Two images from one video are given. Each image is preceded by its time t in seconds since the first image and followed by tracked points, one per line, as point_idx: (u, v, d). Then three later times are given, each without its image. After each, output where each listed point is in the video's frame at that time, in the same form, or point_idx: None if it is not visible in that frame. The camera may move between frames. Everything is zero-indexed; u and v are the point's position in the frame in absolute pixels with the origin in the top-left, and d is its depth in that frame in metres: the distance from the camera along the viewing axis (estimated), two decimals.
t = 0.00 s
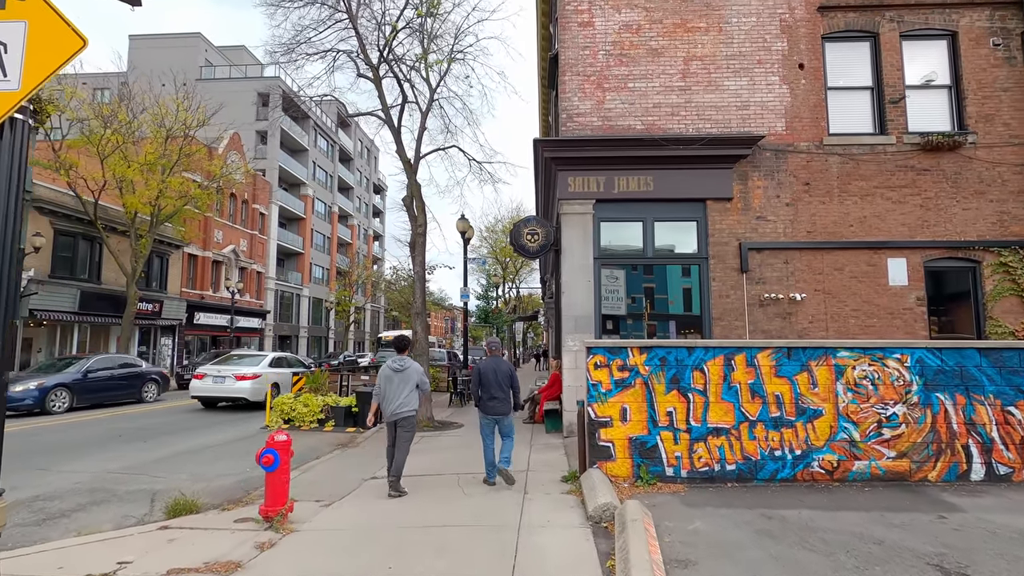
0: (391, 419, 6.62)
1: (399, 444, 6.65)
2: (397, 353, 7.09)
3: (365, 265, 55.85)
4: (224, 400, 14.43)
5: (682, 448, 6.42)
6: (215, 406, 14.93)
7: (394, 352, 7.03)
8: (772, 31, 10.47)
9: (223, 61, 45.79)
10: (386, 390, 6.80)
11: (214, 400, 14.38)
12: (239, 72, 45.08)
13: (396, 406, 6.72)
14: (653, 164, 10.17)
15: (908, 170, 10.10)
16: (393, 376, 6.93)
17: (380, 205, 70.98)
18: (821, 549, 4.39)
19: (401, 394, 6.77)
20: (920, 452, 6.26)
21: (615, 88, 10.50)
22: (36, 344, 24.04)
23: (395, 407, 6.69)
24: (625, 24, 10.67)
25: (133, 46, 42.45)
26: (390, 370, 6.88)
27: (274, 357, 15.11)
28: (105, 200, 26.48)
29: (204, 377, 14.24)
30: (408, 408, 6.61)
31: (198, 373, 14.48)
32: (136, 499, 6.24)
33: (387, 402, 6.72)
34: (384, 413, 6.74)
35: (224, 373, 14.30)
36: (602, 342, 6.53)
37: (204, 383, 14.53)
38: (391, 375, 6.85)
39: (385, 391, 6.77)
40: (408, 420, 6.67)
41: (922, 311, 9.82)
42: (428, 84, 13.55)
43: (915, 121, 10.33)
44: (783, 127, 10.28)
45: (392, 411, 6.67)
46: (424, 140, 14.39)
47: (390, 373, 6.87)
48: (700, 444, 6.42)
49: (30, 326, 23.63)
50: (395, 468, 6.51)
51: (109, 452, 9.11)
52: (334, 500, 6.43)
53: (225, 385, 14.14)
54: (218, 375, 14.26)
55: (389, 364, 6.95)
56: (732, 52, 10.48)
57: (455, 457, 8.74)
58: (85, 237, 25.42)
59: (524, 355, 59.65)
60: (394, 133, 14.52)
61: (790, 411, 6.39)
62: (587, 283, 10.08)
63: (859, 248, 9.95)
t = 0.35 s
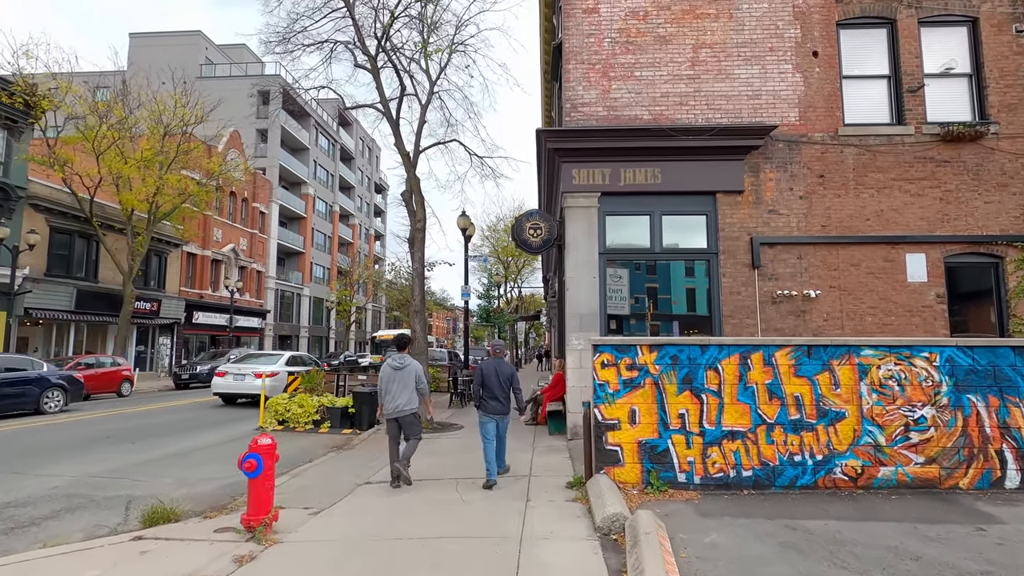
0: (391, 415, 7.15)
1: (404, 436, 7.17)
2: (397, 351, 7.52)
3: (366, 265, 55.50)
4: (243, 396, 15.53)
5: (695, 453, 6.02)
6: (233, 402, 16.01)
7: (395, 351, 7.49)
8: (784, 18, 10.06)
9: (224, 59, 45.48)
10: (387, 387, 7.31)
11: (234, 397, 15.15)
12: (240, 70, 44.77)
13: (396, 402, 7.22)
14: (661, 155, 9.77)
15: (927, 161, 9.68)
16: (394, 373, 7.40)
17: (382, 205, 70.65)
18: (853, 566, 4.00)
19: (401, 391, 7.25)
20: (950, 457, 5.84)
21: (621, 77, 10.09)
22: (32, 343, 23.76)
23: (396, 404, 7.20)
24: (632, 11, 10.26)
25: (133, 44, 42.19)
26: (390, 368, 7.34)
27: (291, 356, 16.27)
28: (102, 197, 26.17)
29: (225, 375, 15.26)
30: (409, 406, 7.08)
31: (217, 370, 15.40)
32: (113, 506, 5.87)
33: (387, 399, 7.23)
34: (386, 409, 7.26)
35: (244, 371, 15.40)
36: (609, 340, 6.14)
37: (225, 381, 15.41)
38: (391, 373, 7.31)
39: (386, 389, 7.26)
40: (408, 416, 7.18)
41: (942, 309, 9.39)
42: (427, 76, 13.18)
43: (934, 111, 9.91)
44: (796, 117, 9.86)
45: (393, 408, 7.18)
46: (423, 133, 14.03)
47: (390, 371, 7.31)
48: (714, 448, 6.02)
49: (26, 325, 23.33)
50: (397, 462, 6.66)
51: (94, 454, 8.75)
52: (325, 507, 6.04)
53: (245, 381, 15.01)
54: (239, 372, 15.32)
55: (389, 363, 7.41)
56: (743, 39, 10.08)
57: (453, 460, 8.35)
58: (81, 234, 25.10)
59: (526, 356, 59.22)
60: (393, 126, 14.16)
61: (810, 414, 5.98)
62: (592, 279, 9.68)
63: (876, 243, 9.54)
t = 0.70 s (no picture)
0: (393, 418, 7.02)
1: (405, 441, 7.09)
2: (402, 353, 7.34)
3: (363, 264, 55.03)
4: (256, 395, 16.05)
5: (703, 460, 5.64)
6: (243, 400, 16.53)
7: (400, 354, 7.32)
8: (792, 4, 9.68)
9: (219, 56, 44.96)
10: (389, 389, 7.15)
11: (246, 393, 16.19)
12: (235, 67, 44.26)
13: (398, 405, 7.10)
14: (664, 148, 9.39)
15: (941, 154, 9.31)
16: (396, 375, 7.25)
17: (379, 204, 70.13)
18: None
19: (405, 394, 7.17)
20: (977, 465, 5.47)
21: (623, 66, 9.70)
22: (21, 343, 23.36)
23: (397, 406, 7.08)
24: None
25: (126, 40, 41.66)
26: (393, 371, 7.15)
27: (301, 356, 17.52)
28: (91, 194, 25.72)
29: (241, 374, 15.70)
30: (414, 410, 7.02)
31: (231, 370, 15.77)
32: (80, 520, 5.46)
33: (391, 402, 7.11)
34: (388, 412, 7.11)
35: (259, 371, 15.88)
36: (612, 340, 5.75)
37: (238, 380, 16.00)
38: (395, 376, 7.14)
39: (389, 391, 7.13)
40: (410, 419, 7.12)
41: (957, 307, 9.02)
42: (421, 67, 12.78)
43: (948, 101, 9.53)
44: (804, 107, 9.48)
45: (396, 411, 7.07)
46: (418, 126, 13.63)
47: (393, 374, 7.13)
48: (723, 456, 5.64)
49: (14, 325, 22.91)
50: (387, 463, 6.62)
51: (70, 460, 8.36)
52: (308, 519, 5.64)
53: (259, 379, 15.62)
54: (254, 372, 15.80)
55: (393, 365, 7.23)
56: (749, 27, 9.70)
57: (447, 464, 7.96)
58: (70, 232, 24.65)
59: (524, 355, 58.78)
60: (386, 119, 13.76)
61: (827, 419, 5.60)
62: (592, 276, 9.29)
63: (887, 238, 9.16)
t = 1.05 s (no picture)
0: (396, 410, 7.14)
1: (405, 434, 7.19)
2: (403, 347, 7.47)
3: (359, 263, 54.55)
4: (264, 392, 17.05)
5: (716, 466, 5.24)
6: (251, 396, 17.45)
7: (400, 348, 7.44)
8: None
9: (213, 52, 44.40)
10: (391, 382, 7.29)
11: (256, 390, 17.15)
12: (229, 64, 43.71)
13: (399, 398, 7.23)
14: (668, 137, 8.99)
15: (957, 144, 8.93)
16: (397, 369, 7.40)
17: (376, 203, 69.61)
18: None
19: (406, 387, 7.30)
20: (1010, 471, 5.08)
21: (625, 52, 9.29)
22: (8, 342, 22.88)
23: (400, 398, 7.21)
24: None
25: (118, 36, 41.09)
26: (395, 364, 7.30)
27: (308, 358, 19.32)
28: (81, 191, 25.25)
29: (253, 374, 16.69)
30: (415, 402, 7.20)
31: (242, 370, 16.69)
32: (41, 532, 5.03)
33: (392, 395, 7.21)
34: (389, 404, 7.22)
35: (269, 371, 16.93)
36: (617, 337, 5.34)
37: (249, 379, 16.99)
38: (396, 369, 7.27)
39: (390, 384, 7.27)
40: (412, 412, 7.18)
41: (974, 303, 8.63)
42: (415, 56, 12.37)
43: (963, 90, 9.15)
44: (815, 96, 9.08)
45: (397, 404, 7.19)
46: (411, 118, 13.21)
47: (395, 367, 7.29)
48: (738, 462, 5.24)
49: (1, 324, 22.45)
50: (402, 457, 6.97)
51: (43, 464, 7.91)
52: (288, 531, 5.21)
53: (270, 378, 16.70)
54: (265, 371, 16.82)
55: (395, 358, 7.35)
56: (756, 12, 9.30)
57: (441, 469, 7.55)
58: (58, 229, 24.15)
59: (522, 356, 58.34)
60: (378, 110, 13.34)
61: (849, 422, 5.20)
62: (593, 270, 8.87)
63: (901, 232, 8.78)
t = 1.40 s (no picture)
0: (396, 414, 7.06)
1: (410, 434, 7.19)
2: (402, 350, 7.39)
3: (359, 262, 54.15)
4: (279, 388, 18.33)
5: (737, 478, 4.82)
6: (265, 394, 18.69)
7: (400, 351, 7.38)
8: None
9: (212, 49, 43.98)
10: (391, 385, 7.21)
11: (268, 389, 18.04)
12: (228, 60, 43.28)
13: (400, 400, 7.14)
14: (678, 127, 8.57)
15: (982, 133, 8.48)
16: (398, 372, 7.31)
17: (376, 201, 69.22)
18: None
19: (406, 390, 7.18)
20: None
21: (633, 38, 8.86)
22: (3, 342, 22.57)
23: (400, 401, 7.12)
24: None
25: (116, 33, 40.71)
26: (394, 366, 7.22)
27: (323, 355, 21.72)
28: (76, 188, 24.88)
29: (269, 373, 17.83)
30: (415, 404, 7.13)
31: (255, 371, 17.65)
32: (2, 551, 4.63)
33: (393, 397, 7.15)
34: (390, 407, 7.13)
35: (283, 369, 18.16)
36: (629, 338, 4.93)
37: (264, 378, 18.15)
38: (395, 372, 7.19)
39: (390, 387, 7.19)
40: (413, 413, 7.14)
41: (1001, 301, 8.19)
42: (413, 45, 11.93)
43: (988, 77, 8.71)
44: (832, 83, 8.65)
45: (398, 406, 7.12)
46: (409, 110, 12.77)
47: (394, 369, 7.20)
48: (761, 473, 4.82)
49: None
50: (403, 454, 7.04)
51: (21, 472, 7.53)
52: (272, 549, 4.81)
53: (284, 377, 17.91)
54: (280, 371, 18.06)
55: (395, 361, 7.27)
56: None
57: (439, 475, 7.14)
58: (53, 228, 23.79)
59: (523, 355, 57.95)
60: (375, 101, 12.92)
61: (882, 429, 4.77)
62: (599, 267, 8.45)
63: (924, 226, 8.34)
